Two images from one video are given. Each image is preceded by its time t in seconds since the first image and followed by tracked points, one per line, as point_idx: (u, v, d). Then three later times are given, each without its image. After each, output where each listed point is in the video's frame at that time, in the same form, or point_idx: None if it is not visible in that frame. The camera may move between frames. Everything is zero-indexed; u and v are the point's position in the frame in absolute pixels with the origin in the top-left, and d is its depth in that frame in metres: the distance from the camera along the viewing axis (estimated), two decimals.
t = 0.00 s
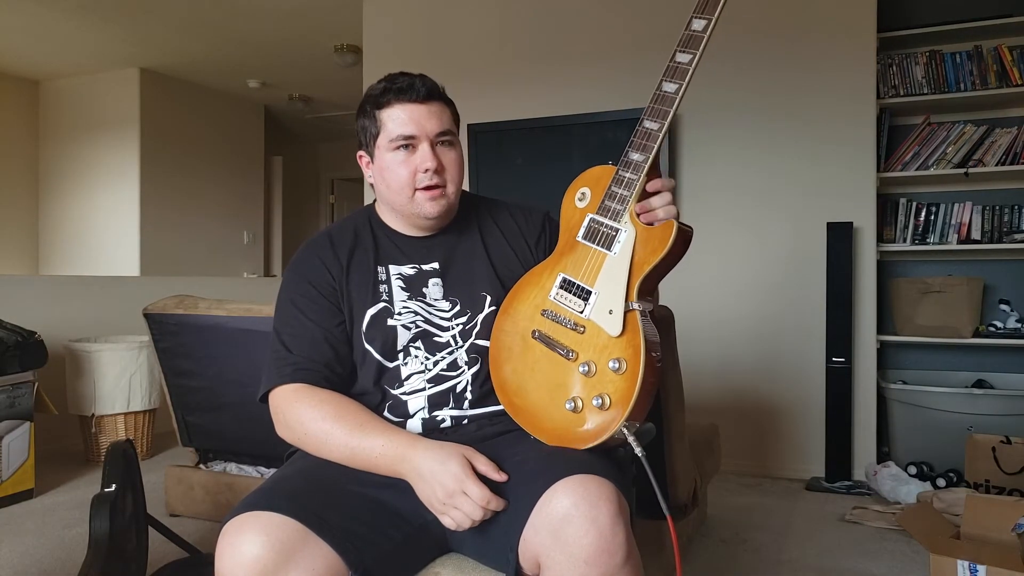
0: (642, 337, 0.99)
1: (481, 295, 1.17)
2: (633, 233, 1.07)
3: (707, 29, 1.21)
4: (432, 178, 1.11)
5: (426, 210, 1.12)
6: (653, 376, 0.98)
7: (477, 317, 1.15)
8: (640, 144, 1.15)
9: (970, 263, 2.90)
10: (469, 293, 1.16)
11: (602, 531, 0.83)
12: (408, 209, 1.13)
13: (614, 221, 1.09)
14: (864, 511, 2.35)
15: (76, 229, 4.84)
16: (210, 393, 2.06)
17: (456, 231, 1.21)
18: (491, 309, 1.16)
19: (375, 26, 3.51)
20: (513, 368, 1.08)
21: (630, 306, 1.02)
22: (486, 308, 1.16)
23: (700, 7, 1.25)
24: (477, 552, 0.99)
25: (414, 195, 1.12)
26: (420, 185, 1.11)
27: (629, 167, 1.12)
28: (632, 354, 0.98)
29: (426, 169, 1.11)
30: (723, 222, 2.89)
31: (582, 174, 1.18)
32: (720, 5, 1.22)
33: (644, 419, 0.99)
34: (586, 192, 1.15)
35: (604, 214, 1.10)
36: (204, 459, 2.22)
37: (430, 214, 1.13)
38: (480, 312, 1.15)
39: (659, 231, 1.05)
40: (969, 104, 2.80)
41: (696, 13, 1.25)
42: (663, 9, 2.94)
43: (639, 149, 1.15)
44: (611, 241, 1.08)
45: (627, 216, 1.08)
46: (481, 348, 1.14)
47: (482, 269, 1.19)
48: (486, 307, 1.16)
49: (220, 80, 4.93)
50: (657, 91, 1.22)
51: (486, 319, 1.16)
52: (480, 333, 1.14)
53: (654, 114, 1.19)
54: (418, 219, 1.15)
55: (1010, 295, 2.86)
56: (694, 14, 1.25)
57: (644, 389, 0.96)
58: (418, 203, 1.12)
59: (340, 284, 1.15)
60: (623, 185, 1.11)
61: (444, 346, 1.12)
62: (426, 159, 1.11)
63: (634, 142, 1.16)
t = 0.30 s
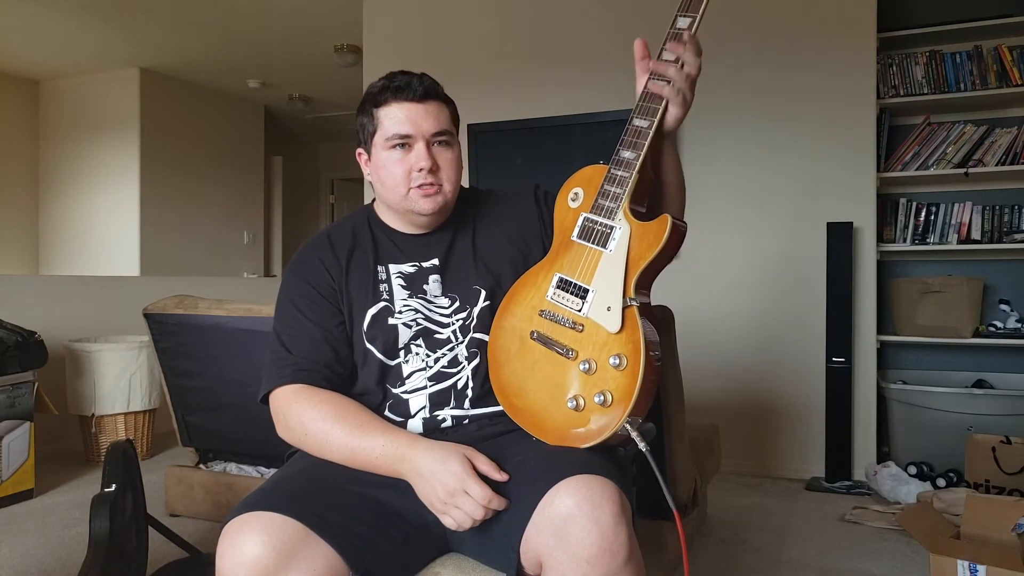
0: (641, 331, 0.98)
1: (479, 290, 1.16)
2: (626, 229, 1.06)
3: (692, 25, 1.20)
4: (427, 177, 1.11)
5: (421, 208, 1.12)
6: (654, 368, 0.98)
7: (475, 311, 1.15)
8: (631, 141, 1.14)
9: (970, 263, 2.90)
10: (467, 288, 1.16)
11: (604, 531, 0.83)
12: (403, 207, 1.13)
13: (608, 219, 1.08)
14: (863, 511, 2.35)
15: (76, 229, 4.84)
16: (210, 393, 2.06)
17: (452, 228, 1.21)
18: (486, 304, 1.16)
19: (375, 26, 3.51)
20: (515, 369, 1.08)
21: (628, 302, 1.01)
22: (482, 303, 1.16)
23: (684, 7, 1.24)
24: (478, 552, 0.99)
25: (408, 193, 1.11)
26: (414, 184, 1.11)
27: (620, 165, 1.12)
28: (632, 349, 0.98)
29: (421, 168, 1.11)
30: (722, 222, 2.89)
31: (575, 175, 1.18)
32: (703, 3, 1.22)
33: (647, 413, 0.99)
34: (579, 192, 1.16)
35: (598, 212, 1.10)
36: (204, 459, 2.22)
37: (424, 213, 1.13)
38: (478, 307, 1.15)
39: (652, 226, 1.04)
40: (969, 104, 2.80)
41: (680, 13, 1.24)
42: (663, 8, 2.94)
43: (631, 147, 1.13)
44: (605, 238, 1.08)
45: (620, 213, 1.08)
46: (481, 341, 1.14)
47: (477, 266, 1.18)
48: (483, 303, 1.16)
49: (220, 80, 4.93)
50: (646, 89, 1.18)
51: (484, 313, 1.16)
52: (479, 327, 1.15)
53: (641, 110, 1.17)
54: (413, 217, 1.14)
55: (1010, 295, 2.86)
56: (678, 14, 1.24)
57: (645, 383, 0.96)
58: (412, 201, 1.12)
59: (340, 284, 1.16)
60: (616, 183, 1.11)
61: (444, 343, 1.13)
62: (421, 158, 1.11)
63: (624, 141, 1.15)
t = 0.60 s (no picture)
0: (639, 338, 0.98)
1: (476, 289, 1.16)
2: (627, 233, 1.06)
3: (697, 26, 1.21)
4: (424, 177, 1.11)
5: (420, 208, 1.11)
6: (650, 373, 0.98)
7: (472, 311, 1.15)
8: (633, 143, 1.15)
9: (969, 263, 2.90)
10: (464, 288, 1.16)
11: (600, 532, 0.83)
12: (402, 208, 1.13)
13: (608, 222, 1.08)
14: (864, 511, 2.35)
15: (76, 229, 4.84)
16: (211, 393, 2.06)
17: (449, 229, 1.20)
18: (485, 304, 1.16)
19: (375, 26, 3.51)
20: (511, 369, 1.08)
21: (627, 307, 1.01)
22: (479, 302, 1.16)
23: (690, 6, 1.24)
24: (477, 551, 0.99)
25: (407, 194, 1.11)
26: (412, 184, 1.11)
27: (621, 167, 1.12)
28: (630, 355, 0.98)
29: (418, 168, 1.11)
30: (722, 222, 2.89)
31: (574, 173, 1.18)
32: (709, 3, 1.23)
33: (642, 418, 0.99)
34: (578, 192, 1.15)
35: (598, 214, 1.10)
36: (204, 459, 2.22)
37: (423, 213, 1.12)
38: (475, 307, 1.15)
39: (654, 230, 1.04)
40: (969, 104, 2.80)
41: (686, 11, 1.24)
42: (663, 8, 2.94)
43: (632, 148, 1.15)
44: (605, 241, 1.07)
45: (621, 216, 1.07)
46: (479, 342, 1.14)
47: (474, 264, 1.18)
48: (480, 302, 1.16)
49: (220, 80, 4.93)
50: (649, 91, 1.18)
51: (481, 313, 1.16)
52: (477, 328, 1.14)
53: (646, 107, 1.17)
54: (412, 218, 1.14)
55: (1010, 295, 2.86)
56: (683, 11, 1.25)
57: (642, 389, 0.96)
58: (412, 201, 1.11)
59: (339, 286, 1.16)
60: (617, 185, 1.10)
61: (442, 343, 1.13)
62: (418, 158, 1.11)
63: (626, 142, 1.16)
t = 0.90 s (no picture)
0: (646, 348, 0.97)
1: (477, 289, 1.16)
2: (642, 239, 1.03)
3: (731, 28, 1.13)
4: (440, 187, 1.11)
5: (431, 216, 1.13)
6: (655, 384, 0.97)
7: (473, 311, 1.15)
8: (655, 146, 1.10)
9: (969, 263, 2.90)
10: (465, 288, 1.16)
11: (600, 531, 0.83)
12: (412, 213, 1.13)
13: (624, 226, 1.05)
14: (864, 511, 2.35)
15: (76, 229, 4.83)
16: (210, 393, 2.06)
17: (453, 230, 1.20)
18: (485, 304, 1.16)
19: (375, 26, 3.51)
20: (516, 368, 1.08)
21: (635, 317, 0.99)
22: (480, 303, 1.16)
23: (724, 6, 1.17)
24: (477, 551, 0.99)
25: (420, 201, 1.11)
26: (426, 192, 1.11)
27: (642, 171, 1.08)
28: (635, 365, 0.97)
29: (435, 177, 1.11)
30: (722, 221, 2.89)
31: (593, 170, 1.15)
32: (746, 3, 1.14)
33: (645, 424, 0.99)
34: (595, 191, 1.13)
35: (614, 216, 1.07)
36: (204, 459, 2.22)
37: (432, 221, 1.13)
38: (476, 308, 1.15)
39: (670, 240, 1.00)
40: (968, 104, 2.80)
41: (720, 11, 1.16)
42: (663, 8, 2.94)
43: (653, 151, 1.10)
44: (619, 246, 1.05)
45: (637, 222, 1.04)
46: (480, 343, 1.14)
47: (475, 265, 1.18)
48: (481, 302, 1.16)
49: (220, 80, 4.92)
50: (676, 93, 1.12)
51: (482, 314, 1.16)
52: (478, 328, 1.14)
53: (670, 109, 1.11)
54: (420, 223, 1.15)
55: (1010, 295, 2.86)
56: (717, 11, 1.17)
57: (645, 401, 0.95)
58: (423, 208, 1.12)
59: (339, 286, 1.16)
60: (635, 189, 1.07)
61: (443, 343, 1.13)
62: (435, 168, 1.11)
63: (647, 144, 1.11)
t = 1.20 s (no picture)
0: (646, 348, 0.97)
1: (477, 292, 1.17)
2: (642, 240, 1.03)
3: (732, 29, 1.13)
4: (442, 199, 1.11)
5: (430, 225, 1.13)
6: (654, 385, 0.97)
7: (473, 314, 1.15)
8: (654, 146, 1.10)
9: (970, 263, 2.90)
10: (466, 290, 1.16)
11: (599, 532, 0.83)
12: (411, 221, 1.14)
13: (623, 226, 1.05)
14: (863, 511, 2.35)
15: (76, 229, 4.84)
16: (210, 393, 2.06)
17: (454, 233, 1.20)
18: (486, 307, 1.16)
19: (375, 26, 3.51)
20: (515, 368, 1.08)
21: (634, 317, 0.99)
22: (480, 306, 1.16)
23: (726, 7, 1.16)
24: (476, 551, 0.99)
25: (420, 210, 1.12)
26: (427, 202, 1.11)
27: (642, 171, 1.08)
28: (634, 365, 0.97)
29: (437, 190, 1.11)
30: (722, 222, 2.89)
31: (594, 171, 1.15)
32: (746, 4, 1.14)
33: (644, 424, 0.99)
34: (596, 191, 1.13)
35: (614, 217, 1.07)
36: (204, 459, 2.22)
37: (431, 229, 1.14)
38: (476, 310, 1.15)
39: (670, 240, 1.00)
40: (968, 104, 2.80)
41: (721, 12, 1.16)
42: (663, 8, 2.94)
43: (653, 151, 1.09)
44: (619, 246, 1.05)
45: (637, 222, 1.04)
46: (480, 345, 1.14)
47: (475, 267, 1.18)
48: (481, 305, 1.16)
49: (220, 80, 4.92)
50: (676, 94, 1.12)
51: (483, 317, 1.16)
52: (478, 331, 1.15)
53: (670, 109, 1.11)
54: (419, 230, 1.16)
55: (1010, 295, 2.86)
56: (718, 12, 1.17)
57: (644, 401, 0.95)
58: (422, 216, 1.13)
59: (340, 286, 1.16)
60: (635, 189, 1.07)
61: (443, 345, 1.13)
62: (439, 180, 1.11)
63: (647, 144, 1.11)
